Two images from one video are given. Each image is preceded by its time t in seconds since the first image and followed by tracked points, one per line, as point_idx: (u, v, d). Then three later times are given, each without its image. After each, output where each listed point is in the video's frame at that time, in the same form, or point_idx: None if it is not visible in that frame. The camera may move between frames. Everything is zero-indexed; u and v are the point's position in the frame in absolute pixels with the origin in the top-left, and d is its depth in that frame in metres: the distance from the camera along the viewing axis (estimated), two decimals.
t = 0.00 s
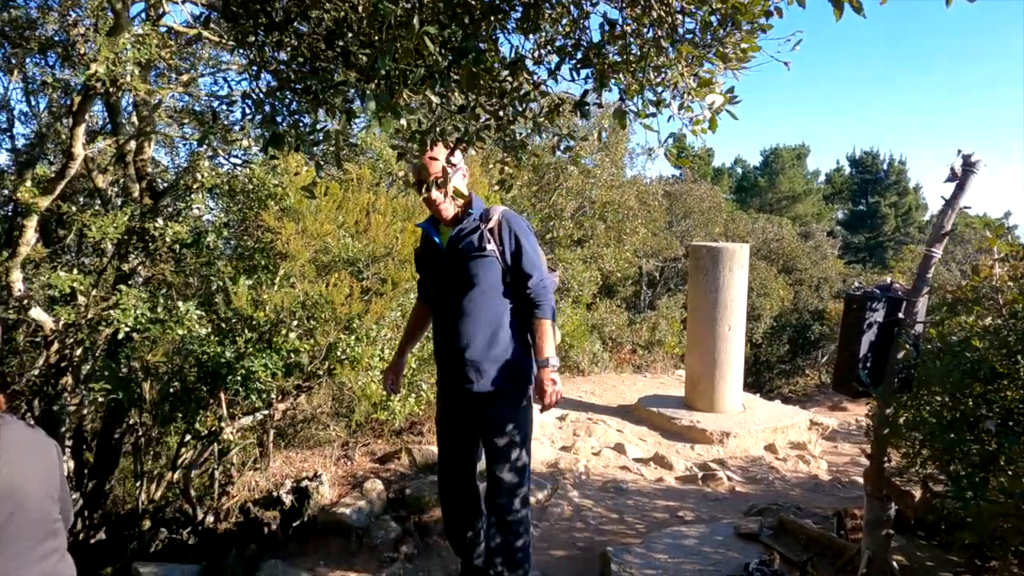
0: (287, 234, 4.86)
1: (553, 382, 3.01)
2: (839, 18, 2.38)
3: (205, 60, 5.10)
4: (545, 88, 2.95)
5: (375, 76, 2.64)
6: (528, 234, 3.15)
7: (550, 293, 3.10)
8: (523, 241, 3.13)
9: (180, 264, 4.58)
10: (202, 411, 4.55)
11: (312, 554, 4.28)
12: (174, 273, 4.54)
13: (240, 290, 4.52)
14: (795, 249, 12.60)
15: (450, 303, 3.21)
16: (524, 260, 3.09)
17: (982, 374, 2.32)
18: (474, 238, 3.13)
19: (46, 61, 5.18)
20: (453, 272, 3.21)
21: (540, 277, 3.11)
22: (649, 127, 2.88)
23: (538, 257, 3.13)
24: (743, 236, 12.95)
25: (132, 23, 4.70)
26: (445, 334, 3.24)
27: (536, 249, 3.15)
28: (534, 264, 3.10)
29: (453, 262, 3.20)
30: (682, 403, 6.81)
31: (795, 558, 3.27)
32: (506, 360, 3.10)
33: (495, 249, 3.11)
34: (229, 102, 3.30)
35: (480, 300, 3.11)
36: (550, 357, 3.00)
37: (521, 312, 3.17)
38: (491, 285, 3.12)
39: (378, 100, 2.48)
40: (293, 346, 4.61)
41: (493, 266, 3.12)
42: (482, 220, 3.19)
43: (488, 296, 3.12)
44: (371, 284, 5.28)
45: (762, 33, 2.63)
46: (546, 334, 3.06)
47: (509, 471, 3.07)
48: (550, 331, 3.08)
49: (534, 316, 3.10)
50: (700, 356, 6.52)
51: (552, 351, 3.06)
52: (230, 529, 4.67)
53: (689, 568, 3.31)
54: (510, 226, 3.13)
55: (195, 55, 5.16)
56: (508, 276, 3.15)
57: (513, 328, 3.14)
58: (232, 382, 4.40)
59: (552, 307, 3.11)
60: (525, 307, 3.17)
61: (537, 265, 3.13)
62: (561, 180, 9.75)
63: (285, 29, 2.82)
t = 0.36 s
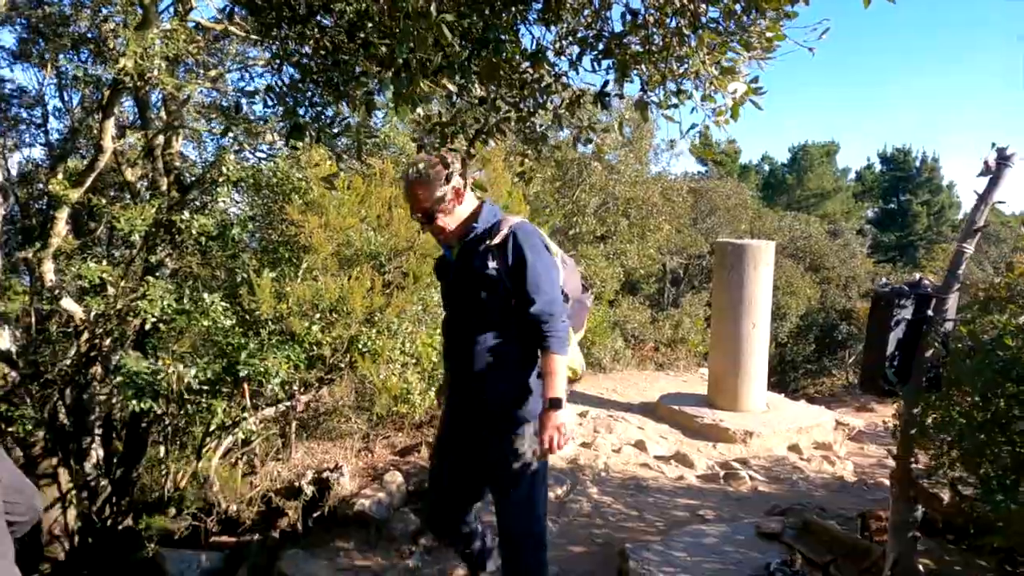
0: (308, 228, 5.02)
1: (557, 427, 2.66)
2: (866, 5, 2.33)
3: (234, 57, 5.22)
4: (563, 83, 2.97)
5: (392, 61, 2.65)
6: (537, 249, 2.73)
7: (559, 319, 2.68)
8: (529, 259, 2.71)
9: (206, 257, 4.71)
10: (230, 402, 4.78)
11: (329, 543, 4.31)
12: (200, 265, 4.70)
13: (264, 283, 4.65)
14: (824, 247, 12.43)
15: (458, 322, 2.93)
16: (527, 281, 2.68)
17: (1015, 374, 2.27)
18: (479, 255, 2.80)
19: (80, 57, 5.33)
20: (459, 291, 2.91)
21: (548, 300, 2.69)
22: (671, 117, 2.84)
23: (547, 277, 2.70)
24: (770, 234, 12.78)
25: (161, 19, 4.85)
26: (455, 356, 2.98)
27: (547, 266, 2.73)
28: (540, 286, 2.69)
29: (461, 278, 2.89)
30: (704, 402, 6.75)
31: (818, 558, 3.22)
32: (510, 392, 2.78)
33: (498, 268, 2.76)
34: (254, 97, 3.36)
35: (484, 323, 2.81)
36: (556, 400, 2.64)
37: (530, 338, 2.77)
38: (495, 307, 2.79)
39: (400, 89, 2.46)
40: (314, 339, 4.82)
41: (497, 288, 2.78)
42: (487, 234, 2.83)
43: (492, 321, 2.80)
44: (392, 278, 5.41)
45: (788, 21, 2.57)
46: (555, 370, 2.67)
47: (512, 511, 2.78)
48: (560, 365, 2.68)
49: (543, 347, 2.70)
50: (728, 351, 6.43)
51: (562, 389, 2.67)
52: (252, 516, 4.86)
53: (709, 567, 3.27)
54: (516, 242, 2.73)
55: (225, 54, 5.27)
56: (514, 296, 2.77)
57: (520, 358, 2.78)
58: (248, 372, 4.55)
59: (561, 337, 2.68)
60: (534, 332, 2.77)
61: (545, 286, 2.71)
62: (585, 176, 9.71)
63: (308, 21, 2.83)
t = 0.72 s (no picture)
0: (326, 221, 5.09)
1: (534, 439, 2.39)
2: None
3: (255, 52, 5.27)
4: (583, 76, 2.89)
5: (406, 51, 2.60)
6: (518, 246, 2.46)
7: (539, 323, 2.40)
8: (508, 256, 2.44)
9: (228, 250, 4.84)
10: (249, 395, 4.88)
11: (346, 536, 4.32)
12: (221, 258, 4.85)
13: (284, 276, 4.78)
14: (849, 245, 12.26)
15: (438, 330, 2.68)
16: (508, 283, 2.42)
17: None
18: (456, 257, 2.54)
19: (106, 53, 5.43)
20: (439, 296, 2.66)
21: (528, 302, 2.41)
22: (692, 108, 2.79)
23: (527, 277, 2.43)
24: (794, 231, 12.60)
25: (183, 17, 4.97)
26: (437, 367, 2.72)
27: (528, 264, 2.45)
28: (519, 286, 2.42)
29: (439, 282, 2.63)
30: (725, 401, 6.66)
31: (840, 561, 3.16)
32: (494, 401, 2.54)
33: (478, 271, 2.50)
34: (272, 90, 3.38)
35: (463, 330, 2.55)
36: (530, 411, 2.36)
37: (515, 345, 2.51)
38: (475, 313, 2.53)
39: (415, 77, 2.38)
40: (333, 332, 4.92)
41: (476, 289, 2.52)
42: (467, 232, 2.56)
43: (471, 324, 2.55)
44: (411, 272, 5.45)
45: (813, 9, 2.49)
46: (535, 378, 2.38)
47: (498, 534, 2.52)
48: (540, 373, 2.39)
49: (522, 352, 2.43)
50: (750, 346, 6.34)
51: (541, 399, 2.38)
52: (271, 508, 4.87)
53: (728, 568, 3.21)
54: (494, 238, 2.46)
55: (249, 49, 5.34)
56: (496, 300, 2.50)
57: (503, 363, 2.54)
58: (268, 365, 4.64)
59: (547, 344, 2.41)
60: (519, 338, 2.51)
61: (526, 286, 2.43)
62: (606, 172, 9.64)
63: (325, 13, 2.83)
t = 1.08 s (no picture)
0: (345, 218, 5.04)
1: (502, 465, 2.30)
2: None
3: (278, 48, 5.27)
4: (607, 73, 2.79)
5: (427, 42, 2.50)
6: (479, 263, 2.37)
7: (502, 344, 2.32)
8: (470, 274, 2.37)
9: (250, 246, 4.94)
10: (270, 391, 4.96)
11: (364, 535, 4.29)
12: (245, 253, 4.97)
13: (303, 273, 4.77)
14: (880, 246, 12.01)
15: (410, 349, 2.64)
16: (467, 300, 2.35)
17: None
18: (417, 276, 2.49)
19: (133, 50, 5.46)
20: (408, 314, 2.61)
21: (491, 322, 2.33)
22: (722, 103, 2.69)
23: (489, 295, 2.35)
24: (823, 231, 12.38)
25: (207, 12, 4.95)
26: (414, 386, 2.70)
27: (492, 282, 2.36)
28: (481, 306, 2.34)
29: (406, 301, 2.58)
30: (751, 404, 6.52)
31: (870, 573, 3.05)
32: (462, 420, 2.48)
33: (439, 289, 2.44)
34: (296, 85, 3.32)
35: (431, 350, 2.50)
36: (495, 437, 2.27)
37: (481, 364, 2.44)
38: (440, 332, 2.47)
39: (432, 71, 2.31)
40: (353, 330, 4.90)
41: (440, 306, 2.46)
42: (428, 246, 2.50)
43: (438, 342, 2.49)
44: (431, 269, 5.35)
45: None
46: (497, 400, 2.30)
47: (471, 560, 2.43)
48: (507, 396, 2.31)
49: (488, 374, 2.35)
50: (778, 345, 6.18)
51: (508, 423, 2.30)
52: (290, 505, 4.79)
53: None
54: (454, 253, 2.40)
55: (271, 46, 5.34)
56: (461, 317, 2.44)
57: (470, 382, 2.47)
58: (289, 362, 4.67)
59: (509, 366, 2.32)
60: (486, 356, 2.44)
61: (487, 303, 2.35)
62: (631, 170, 9.52)
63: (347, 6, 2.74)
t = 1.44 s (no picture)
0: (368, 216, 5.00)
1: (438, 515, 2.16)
2: None
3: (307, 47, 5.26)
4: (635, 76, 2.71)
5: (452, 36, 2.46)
6: (434, 296, 2.13)
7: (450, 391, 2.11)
8: (424, 306, 2.14)
9: (276, 245, 4.95)
10: (294, 390, 4.98)
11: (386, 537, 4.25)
12: (271, 252, 4.95)
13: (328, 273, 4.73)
14: (914, 249, 11.77)
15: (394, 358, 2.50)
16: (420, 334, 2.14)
17: None
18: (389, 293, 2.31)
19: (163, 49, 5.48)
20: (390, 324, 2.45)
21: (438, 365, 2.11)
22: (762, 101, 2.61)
23: (439, 335, 2.11)
24: (854, 232, 12.16)
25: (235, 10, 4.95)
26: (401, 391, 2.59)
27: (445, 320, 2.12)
28: (430, 346, 2.12)
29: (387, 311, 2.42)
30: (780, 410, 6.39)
31: None
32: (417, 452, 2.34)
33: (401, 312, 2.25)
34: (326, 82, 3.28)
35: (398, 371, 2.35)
36: (430, 488, 2.13)
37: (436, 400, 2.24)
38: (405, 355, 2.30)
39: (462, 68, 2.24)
40: (378, 330, 4.86)
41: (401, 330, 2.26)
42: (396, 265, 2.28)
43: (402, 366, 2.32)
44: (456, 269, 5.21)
45: None
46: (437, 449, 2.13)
47: None
48: (450, 449, 2.12)
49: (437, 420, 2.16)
50: (807, 345, 6.08)
51: (449, 476, 2.13)
52: (312, 505, 4.83)
53: None
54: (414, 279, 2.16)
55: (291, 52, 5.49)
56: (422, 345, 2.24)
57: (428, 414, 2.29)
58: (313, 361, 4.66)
59: (452, 415, 2.11)
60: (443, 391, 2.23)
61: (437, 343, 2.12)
62: (658, 169, 9.40)
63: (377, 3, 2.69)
